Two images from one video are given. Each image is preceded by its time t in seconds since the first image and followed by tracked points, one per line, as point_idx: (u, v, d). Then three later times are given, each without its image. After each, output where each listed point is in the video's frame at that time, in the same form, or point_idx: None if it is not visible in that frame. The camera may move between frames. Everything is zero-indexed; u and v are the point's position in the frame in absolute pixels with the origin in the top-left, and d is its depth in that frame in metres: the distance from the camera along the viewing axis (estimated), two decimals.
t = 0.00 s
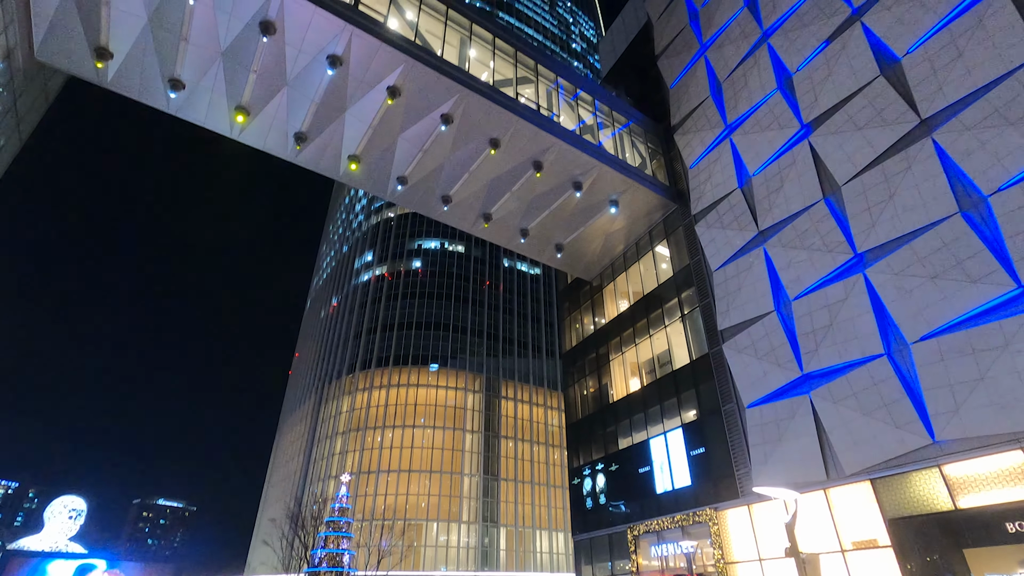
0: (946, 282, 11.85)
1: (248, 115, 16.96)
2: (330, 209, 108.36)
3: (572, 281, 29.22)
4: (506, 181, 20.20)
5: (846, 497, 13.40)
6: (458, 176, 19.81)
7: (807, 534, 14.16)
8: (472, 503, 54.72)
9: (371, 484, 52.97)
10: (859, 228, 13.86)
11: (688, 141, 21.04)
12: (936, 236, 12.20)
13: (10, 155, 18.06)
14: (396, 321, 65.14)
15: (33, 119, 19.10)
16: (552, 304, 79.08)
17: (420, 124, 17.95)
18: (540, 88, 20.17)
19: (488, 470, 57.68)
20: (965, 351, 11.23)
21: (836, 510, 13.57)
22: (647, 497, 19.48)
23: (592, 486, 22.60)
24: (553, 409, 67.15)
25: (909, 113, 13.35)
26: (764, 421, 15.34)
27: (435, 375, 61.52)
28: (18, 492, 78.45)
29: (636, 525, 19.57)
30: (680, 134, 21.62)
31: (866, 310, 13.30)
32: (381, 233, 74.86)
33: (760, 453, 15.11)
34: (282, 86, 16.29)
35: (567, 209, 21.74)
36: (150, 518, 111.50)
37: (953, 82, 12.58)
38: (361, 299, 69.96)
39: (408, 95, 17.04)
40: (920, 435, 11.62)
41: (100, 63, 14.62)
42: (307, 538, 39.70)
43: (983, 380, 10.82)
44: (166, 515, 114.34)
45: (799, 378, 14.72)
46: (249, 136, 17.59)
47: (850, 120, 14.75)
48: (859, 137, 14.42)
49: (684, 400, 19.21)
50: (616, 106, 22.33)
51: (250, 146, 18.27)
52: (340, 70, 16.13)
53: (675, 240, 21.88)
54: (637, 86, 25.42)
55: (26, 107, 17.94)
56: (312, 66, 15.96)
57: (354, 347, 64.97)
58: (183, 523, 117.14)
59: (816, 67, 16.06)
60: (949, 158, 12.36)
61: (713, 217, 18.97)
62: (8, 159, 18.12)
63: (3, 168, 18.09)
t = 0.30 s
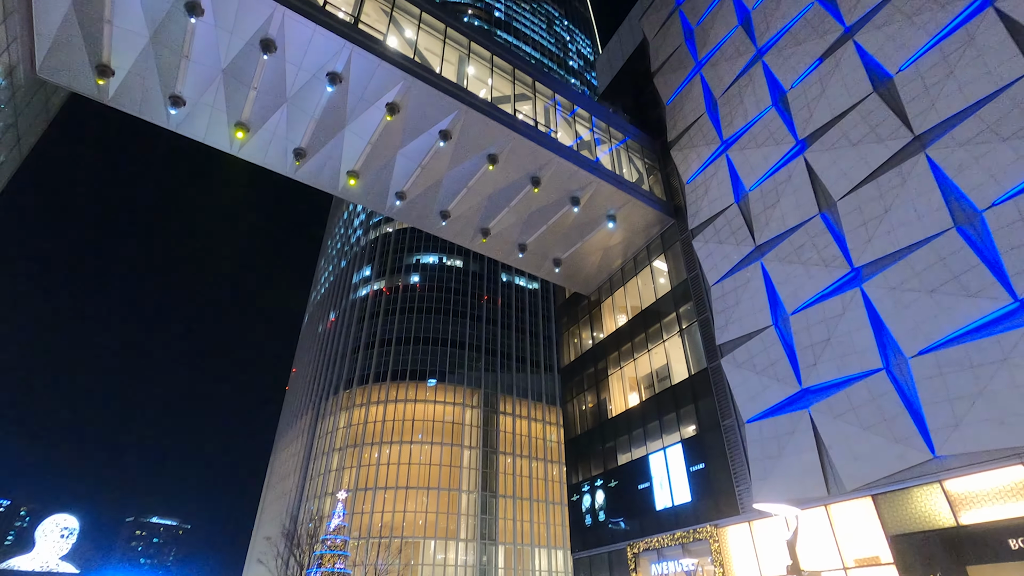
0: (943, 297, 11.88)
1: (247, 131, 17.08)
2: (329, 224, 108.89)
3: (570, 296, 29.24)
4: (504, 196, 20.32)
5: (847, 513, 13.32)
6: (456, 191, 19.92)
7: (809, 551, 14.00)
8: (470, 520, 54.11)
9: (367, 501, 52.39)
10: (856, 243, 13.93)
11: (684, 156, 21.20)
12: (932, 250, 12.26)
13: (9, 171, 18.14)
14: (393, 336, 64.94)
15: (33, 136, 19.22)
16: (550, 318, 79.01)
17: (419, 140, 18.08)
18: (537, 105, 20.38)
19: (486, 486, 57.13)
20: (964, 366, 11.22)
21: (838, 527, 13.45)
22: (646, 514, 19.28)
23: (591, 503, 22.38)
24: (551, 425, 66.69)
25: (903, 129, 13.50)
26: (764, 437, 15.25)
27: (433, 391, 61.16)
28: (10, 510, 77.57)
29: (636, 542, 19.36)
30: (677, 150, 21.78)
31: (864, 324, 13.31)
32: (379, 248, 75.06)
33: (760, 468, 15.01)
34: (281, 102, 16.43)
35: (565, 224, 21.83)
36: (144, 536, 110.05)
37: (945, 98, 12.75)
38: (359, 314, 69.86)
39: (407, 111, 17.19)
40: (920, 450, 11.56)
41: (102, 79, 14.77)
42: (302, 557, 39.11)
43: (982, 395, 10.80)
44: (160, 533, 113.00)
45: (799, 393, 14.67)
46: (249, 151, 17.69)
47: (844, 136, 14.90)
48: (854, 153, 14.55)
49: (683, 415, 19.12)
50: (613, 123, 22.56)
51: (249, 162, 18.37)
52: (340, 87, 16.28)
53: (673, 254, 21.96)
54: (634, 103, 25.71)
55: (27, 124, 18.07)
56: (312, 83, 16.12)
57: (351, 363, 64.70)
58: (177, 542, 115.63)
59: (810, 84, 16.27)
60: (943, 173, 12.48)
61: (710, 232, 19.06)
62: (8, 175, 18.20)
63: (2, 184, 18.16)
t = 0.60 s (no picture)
0: (939, 311, 11.92)
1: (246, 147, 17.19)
2: (327, 239, 109.15)
3: (567, 310, 29.23)
4: (501, 211, 20.42)
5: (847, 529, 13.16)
6: (454, 207, 20.01)
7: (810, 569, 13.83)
8: (467, 538, 53.46)
9: (364, 519, 51.77)
10: (851, 257, 14.00)
11: (681, 172, 21.36)
12: (927, 265, 12.33)
13: (7, 187, 18.17)
14: (391, 351, 64.69)
15: (32, 151, 19.28)
16: (548, 333, 78.93)
17: (416, 156, 18.20)
18: (534, 121, 20.58)
19: (484, 503, 56.53)
20: (961, 380, 11.21)
21: (838, 544, 13.30)
22: (645, 531, 19.08)
23: (590, 519, 22.15)
24: (549, 440, 66.21)
25: (896, 145, 13.66)
26: (763, 452, 15.16)
27: (430, 406, 60.75)
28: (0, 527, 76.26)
29: (635, 560, 19.14)
30: (673, 165, 21.94)
31: (861, 339, 13.33)
32: (377, 263, 75.20)
33: (760, 484, 14.89)
34: (280, 118, 16.56)
35: (562, 239, 21.91)
36: (136, 555, 108.31)
37: (936, 115, 12.92)
38: (356, 329, 69.70)
39: (405, 127, 17.32)
40: (920, 465, 11.50)
41: (102, 96, 14.88)
42: None
43: (980, 409, 10.79)
44: (152, 552, 111.29)
45: (797, 408, 14.62)
46: (247, 167, 17.78)
47: (838, 152, 15.06)
48: (848, 168, 14.70)
49: (681, 431, 19.03)
50: (610, 139, 22.78)
51: (248, 177, 18.46)
52: (338, 103, 16.43)
53: (670, 269, 22.04)
54: (630, 119, 25.99)
55: (26, 139, 18.14)
56: (311, 100, 16.27)
57: (348, 378, 64.36)
58: (170, 560, 113.82)
59: (803, 101, 16.48)
60: (936, 188, 12.61)
61: (706, 246, 19.14)
62: (7, 190, 18.22)
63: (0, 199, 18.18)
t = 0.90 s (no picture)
0: (936, 323, 11.95)
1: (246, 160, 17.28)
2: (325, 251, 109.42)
3: (566, 323, 29.19)
4: (499, 224, 20.49)
5: (849, 544, 13.04)
6: (452, 219, 20.08)
7: None
8: (465, 553, 52.84)
9: (360, 534, 51.19)
10: (849, 270, 14.05)
11: (678, 185, 21.47)
12: (924, 277, 12.38)
13: (6, 200, 18.21)
14: (388, 364, 64.46)
15: (32, 165, 19.35)
16: (546, 345, 78.75)
17: (415, 169, 18.30)
18: (532, 134, 20.74)
19: (482, 517, 55.95)
20: (960, 393, 11.20)
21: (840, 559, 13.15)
22: (645, 546, 18.88)
23: (589, 534, 21.92)
24: (548, 454, 65.72)
25: (891, 159, 13.79)
26: (763, 465, 15.06)
27: (428, 419, 60.33)
28: None
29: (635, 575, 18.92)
30: (670, 179, 22.04)
31: (859, 351, 13.33)
32: (375, 275, 75.31)
33: (760, 498, 14.78)
34: (280, 132, 16.66)
35: (560, 252, 21.96)
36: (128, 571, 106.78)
37: (930, 129, 13.06)
38: (354, 342, 69.55)
39: (404, 141, 17.43)
40: (920, 479, 11.44)
41: (103, 110, 14.97)
42: None
43: (979, 422, 10.76)
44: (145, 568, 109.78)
45: (796, 421, 14.56)
46: (246, 180, 17.86)
47: (834, 166, 15.18)
48: (844, 182, 14.81)
49: (680, 444, 18.93)
50: (608, 152, 22.94)
51: (247, 190, 18.52)
52: (338, 117, 16.54)
53: (668, 282, 22.07)
54: (627, 133, 26.19)
55: (26, 153, 18.22)
56: (311, 114, 16.39)
57: (345, 391, 64.03)
58: None
59: (798, 115, 16.64)
60: (931, 201, 12.71)
61: (704, 259, 19.19)
62: (5, 204, 18.26)
63: None
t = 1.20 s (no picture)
0: (934, 336, 11.96)
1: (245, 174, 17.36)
2: (324, 265, 109.44)
3: (564, 336, 29.12)
4: (498, 238, 20.56)
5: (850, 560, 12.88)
6: (451, 233, 20.14)
7: None
8: (462, 570, 52.18)
9: (356, 551, 50.53)
10: (846, 283, 14.08)
11: (675, 199, 21.58)
12: (921, 291, 12.41)
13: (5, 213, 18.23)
14: (386, 377, 64.20)
15: (31, 179, 19.40)
16: (544, 358, 78.58)
17: (414, 183, 18.40)
18: (530, 149, 20.89)
19: (480, 533, 55.30)
20: (959, 407, 11.18)
21: None
22: (644, 563, 18.66)
23: (588, 551, 21.66)
24: (546, 468, 65.20)
25: (886, 173, 13.90)
26: (762, 481, 14.95)
27: (426, 433, 59.90)
28: None
29: None
30: (667, 193, 22.15)
31: (858, 365, 13.31)
32: (374, 289, 75.43)
33: (760, 513, 14.65)
34: (279, 146, 16.77)
35: (558, 266, 22.00)
36: None
37: (925, 144, 13.20)
38: (352, 355, 69.35)
39: (402, 156, 17.53)
40: (921, 494, 11.36)
41: (103, 124, 15.06)
42: None
43: (979, 436, 10.72)
44: None
45: (795, 435, 14.48)
46: (246, 194, 17.93)
47: (830, 180, 15.29)
48: (840, 196, 14.91)
49: (679, 458, 18.81)
50: (605, 166, 23.10)
51: (246, 204, 18.58)
52: (337, 132, 16.66)
53: (666, 295, 22.09)
54: (625, 147, 26.39)
55: (25, 167, 18.27)
56: (310, 128, 16.50)
57: (343, 405, 63.67)
58: None
59: (794, 130, 16.79)
60: (927, 215, 12.79)
61: (702, 273, 19.23)
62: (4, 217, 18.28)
63: None
